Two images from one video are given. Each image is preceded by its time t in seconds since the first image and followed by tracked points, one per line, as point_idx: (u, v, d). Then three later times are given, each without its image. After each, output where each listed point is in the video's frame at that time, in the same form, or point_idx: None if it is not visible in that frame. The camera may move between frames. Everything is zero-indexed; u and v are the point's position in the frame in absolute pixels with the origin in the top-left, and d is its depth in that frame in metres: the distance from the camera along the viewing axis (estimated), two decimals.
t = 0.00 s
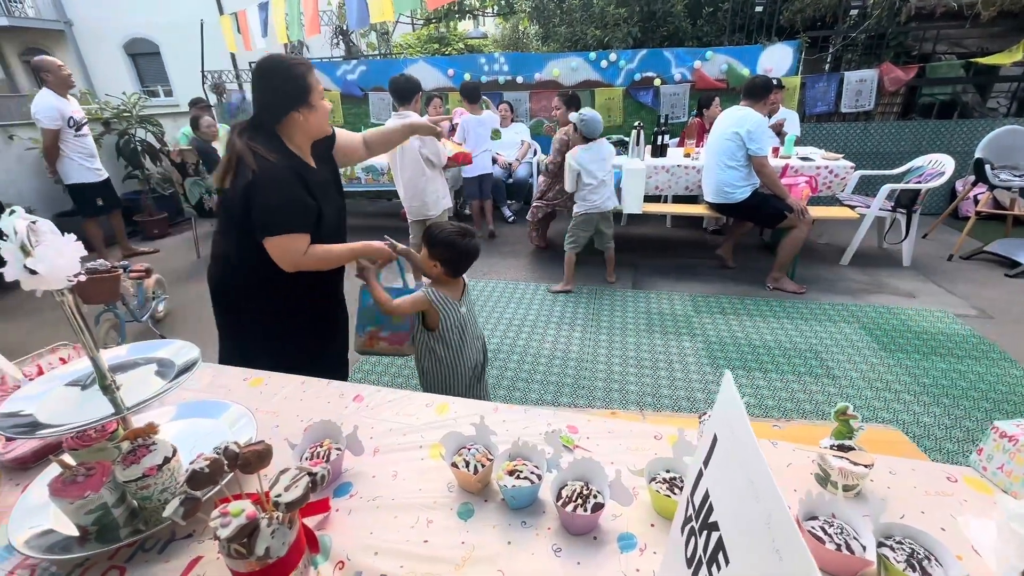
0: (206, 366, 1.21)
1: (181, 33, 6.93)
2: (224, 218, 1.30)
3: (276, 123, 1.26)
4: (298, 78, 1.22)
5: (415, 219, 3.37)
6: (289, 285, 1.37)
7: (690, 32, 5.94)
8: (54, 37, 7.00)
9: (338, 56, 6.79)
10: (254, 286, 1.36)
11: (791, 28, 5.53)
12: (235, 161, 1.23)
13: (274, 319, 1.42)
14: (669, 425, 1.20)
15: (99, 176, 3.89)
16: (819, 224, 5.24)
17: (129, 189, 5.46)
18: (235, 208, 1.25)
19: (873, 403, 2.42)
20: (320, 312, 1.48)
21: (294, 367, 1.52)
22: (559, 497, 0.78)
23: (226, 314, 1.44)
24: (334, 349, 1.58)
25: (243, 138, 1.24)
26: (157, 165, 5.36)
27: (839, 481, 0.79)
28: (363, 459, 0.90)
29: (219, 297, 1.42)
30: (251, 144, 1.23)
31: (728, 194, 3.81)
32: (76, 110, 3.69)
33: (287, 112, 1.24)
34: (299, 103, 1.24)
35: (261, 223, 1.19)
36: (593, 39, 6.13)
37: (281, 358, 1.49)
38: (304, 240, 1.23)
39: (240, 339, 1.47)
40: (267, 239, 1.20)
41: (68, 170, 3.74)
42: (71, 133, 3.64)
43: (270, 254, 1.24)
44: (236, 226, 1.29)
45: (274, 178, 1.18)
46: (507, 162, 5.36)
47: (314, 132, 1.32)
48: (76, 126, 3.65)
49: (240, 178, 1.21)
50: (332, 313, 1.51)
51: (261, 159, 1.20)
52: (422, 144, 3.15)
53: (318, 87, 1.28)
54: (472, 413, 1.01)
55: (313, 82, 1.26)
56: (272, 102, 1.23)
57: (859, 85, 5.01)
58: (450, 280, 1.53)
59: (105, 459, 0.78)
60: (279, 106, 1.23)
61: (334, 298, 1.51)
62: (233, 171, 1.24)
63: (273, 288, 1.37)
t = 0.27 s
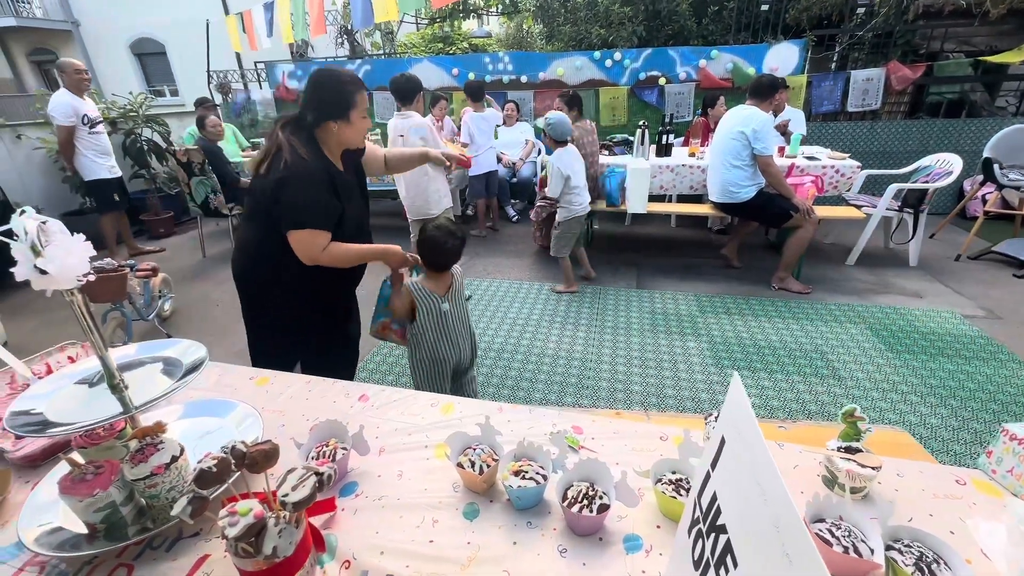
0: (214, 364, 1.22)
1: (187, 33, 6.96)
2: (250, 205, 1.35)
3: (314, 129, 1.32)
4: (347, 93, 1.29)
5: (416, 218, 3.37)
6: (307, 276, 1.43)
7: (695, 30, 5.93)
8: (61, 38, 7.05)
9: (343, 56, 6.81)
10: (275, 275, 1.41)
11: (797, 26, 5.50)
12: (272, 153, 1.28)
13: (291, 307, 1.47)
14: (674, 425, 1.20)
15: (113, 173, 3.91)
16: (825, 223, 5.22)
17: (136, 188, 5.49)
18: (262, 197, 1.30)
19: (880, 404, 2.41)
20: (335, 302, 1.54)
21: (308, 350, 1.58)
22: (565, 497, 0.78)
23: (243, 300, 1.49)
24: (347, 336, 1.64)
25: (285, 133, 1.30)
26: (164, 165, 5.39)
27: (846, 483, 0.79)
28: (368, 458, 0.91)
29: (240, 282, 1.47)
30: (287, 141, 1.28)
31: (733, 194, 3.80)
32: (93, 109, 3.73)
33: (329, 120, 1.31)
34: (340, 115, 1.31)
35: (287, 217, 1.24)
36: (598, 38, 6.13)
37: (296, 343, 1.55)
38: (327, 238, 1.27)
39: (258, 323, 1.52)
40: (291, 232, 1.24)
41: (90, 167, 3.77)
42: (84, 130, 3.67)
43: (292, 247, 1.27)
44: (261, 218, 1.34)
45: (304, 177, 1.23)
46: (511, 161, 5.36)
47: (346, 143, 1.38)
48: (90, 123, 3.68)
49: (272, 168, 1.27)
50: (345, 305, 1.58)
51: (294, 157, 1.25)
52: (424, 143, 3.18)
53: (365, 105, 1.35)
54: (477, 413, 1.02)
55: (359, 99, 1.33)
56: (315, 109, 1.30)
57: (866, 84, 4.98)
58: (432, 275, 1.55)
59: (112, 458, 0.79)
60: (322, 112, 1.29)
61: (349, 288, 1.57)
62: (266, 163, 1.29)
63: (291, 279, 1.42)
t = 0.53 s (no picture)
0: (217, 364, 1.22)
1: (190, 32, 6.98)
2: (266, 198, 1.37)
3: (335, 135, 1.34)
4: (371, 107, 1.31)
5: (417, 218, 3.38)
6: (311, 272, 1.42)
7: (697, 30, 5.93)
8: (65, 37, 7.07)
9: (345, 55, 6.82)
10: (281, 268, 1.42)
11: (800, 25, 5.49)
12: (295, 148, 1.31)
13: (295, 301, 1.48)
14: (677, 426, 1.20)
15: (116, 172, 3.91)
16: (828, 223, 5.21)
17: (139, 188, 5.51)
18: (279, 191, 1.32)
19: (882, 405, 2.41)
20: (338, 300, 1.54)
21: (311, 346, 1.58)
22: (567, 498, 0.78)
23: (252, 289, 1.51)
24: (351, 336, 1.63)
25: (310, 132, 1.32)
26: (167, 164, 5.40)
27: (848, 485, 0.79)
28: (371, 459, 0.91)
29: (248, 273, 1.49)
30: (312, 138, 1.31)
31: (736, 193, 3.79)
32: (100, 109, 3.76)
33: (350, 129, 1.32)
34: (361, 126, 1.32)
35: (303, 213, 1.26)
36: (600, 37, 6.13)
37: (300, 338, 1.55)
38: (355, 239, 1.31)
39: (266, 313, 1.54)
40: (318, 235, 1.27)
41: (89, 165, 3.78)
42: (86, 129, 3.68)
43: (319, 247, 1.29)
44: (274, 213, 1.36)
45: (321, 179, 1.24)
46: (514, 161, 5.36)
47: (363, 153, 1.39)
48: (93, 122, 3.70)
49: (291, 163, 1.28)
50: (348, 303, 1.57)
51: (315, 156, 1.27)
52: (427, 142, 3.17)
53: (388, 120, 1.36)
54: (479, 414, 1.02)
55: (383, 114, 1.33)
56: (339, 116, 1.32)
57: (869, 83, 4.97)
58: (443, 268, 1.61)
59: (117, 457, 0.79)
60: (345, 120, 1.31)
61: (353, 286, 1.56)
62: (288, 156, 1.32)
63: (295, 275, 1.42)
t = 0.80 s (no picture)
0: (215, 363, 1.22)
1: (190, 31, 6.97)
2: (275, 201, 1.37)
3: (343, 140, 1.34)
4: (378, 110, 1.31)
5: (422, 213, 3.35)
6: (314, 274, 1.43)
7: (697, 29, 5.94)
8: (64, 36, 7.07)
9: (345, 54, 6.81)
10: (283, 268, 1.42)
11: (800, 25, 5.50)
12: (304, 155, 1.30)
13: (295, 302, 1.48)
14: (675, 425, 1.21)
15: (115, 171, 3.91)
16: (828, 223, 5.21)
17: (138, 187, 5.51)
18: (294, 197, 1.32)
19: (880, 405, 2.41)
20: (338, 301, 1.54)
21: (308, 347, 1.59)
22: (564, 498, 0.78)
23: (252, 288, 1.52)
24: (347, 338, 1.63)
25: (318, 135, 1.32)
26: (166, 163, 5.40)
27: (845, 485, 0.79)
28: (368, 458, 0.91)
29: (249, 272, 1.49)
30: (323, 143, 1.29)
31: (736, 193, 3.79)
32: (99, 108, 3.75)
33: (359, 132, 1.32)
34: (370, 130, 1.32)
35: (324, 217, 1.27)
36: (599, 37, 6.13)
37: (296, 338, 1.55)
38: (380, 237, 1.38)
39: (267, 313, 1.54)
40: (343, 238, 1.31)
41: (89, 165, 3.78)
42: (84, 128, 3.67)
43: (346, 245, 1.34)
44: (283, 215, 1.36)
45: (338, 182, 1.25)
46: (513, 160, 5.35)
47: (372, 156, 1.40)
48: (91, 122, 3.69)
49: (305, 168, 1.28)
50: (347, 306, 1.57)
51: (333, 162, 1.27)
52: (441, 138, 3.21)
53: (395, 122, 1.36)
54: (475, 413, 1.02)
55: (390, 117, 1.34)
56: (346, 120, 1.32)
57: (869, 83, 4.97)
58: (463, 261, 1.72)
59: (114, 457, 0.79)
60: (354, 123, 1.31)
61: (354, 289, 1.57)
62: (299, 164, 1.30)
63: (297, 276, 1.43)
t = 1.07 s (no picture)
0: (211, 362, 1.22)
1: (186, 30, 6.95)
2: (276, 201, 1.36)
3: (343, 139, 1.34)
4: (378, 107, 1.31)
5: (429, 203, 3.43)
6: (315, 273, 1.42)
7: (694, 29, 5.95)
8: (59, 35, 7.03)
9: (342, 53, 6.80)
10: (283, 268, 1.41)
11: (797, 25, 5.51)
12: (305, 156, 1.28)
13: (293, 301, 1.47)
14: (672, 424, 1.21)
15: (111, 171, 3.89)
16: (825, 223, 5.23)
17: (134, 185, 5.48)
18: (297, 197, 1.31)
19: (877, 403, 2.41)
20: (337, 302, 1.53)
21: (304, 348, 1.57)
22: (561, 496, 0.78)
23: (249, 287, 1.50)
24: (345, 339, 1.62)
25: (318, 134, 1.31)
26: (162, 162, 5.38)
27: (842, 483, 0.78)
28: (364, 457, 0.90)
29: (248, 270, 1.48)
30: (325, 142, 1.29)
31: (733, 192, 3.79)
32: (96, 107, 3.73)
33: (359, 129, 1.32)
34: (371, 127, 1.33)
35: (330, 215, 1.27)
36: (597, 36, 6.13)
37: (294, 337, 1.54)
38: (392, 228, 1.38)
39: (264, 313, 1.53)
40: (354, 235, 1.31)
41: (86, 164, 3.76)
42: (82, 128, 3.66)
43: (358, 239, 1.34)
44: (284, 214, 1.35)
45: (343, 180, 1.25)
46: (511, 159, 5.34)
47: (372, 154, 1.40)
48: (89, 121, 3.67)
49: (307, 167, 1.28)
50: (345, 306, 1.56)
51: (337, 160, 1.27)
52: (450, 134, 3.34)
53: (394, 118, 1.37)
54: (473, 412, 1.02)
55: (389, 113, 1.35)
56: (345, 119, 1.32)
57: (866, 83, 4.98)
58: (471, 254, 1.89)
59: (107, 456, 0.79)
60: (354, 121, 1.31)
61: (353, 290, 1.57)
62: (301, 165, 1.29)
63: (298, 275, 1.42)
